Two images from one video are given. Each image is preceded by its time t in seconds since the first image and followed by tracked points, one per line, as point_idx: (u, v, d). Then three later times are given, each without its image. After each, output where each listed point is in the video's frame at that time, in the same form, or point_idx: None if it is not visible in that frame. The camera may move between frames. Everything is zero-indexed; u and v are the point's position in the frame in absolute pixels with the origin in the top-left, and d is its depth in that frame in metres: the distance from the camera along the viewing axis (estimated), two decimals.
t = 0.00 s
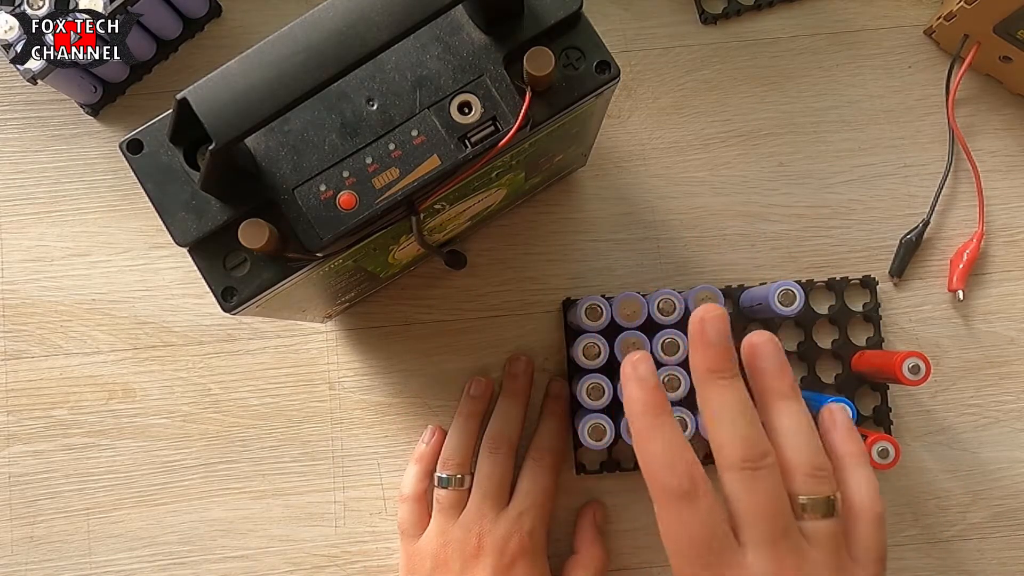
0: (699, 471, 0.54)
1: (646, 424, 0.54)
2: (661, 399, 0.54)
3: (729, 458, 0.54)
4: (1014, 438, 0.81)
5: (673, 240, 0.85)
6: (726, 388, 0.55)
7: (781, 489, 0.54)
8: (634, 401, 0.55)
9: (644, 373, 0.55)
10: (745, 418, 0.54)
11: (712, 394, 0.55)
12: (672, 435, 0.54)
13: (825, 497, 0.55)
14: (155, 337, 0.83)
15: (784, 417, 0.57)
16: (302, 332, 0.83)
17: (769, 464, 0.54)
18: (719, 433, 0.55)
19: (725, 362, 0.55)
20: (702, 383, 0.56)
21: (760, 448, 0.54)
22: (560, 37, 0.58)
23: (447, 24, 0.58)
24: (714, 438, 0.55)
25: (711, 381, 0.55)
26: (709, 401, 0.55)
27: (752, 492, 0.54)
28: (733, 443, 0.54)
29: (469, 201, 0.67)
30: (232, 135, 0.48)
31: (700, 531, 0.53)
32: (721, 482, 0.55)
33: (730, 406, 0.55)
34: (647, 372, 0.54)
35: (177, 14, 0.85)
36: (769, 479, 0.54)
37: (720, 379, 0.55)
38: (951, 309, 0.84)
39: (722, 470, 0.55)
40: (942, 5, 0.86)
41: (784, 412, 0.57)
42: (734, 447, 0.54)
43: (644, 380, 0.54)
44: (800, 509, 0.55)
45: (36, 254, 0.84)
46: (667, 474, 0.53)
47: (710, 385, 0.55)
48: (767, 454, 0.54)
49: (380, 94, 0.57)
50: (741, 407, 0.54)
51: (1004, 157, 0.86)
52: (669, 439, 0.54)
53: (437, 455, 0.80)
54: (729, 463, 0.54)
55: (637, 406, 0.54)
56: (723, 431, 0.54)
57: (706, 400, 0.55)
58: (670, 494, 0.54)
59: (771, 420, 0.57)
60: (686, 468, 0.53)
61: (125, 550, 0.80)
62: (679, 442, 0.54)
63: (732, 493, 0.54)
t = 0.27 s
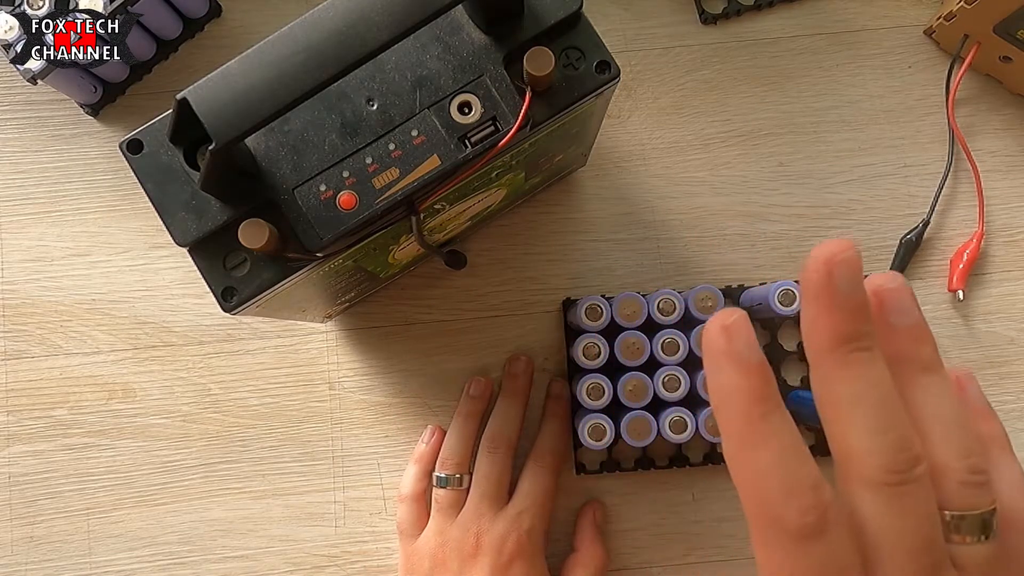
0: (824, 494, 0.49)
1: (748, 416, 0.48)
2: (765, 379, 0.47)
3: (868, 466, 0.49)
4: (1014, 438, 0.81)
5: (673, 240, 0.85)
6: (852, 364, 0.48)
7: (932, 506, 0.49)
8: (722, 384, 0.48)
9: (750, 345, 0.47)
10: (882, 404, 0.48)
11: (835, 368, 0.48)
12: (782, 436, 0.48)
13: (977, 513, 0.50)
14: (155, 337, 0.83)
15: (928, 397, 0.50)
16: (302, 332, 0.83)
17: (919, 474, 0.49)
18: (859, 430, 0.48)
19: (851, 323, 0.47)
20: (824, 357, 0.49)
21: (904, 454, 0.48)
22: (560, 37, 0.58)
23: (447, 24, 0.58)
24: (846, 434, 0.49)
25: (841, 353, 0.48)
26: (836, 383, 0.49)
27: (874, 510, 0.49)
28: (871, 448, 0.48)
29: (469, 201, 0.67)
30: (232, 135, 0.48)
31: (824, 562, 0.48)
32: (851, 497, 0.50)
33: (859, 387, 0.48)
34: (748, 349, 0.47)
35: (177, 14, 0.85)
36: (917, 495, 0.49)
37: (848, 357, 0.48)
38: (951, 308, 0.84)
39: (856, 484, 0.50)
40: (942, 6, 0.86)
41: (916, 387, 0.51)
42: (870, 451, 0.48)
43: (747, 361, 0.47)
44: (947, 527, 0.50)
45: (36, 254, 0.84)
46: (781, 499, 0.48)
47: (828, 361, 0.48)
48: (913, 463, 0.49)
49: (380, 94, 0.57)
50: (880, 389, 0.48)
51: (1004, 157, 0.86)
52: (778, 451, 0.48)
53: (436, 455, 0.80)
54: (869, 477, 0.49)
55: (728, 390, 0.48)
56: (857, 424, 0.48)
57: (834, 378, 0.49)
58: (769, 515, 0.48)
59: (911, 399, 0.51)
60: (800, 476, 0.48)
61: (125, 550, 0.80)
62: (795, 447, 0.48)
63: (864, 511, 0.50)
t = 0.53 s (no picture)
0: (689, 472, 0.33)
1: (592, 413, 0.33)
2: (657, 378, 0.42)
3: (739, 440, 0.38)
4: (1014, 438, 0.81)
5: (673, 240, 0.85)
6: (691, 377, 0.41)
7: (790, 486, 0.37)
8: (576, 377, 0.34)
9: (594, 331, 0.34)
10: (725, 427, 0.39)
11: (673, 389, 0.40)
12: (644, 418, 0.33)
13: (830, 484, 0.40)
14: (155, 337, 0.83)
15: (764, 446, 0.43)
16: (302, 332, 0.83)
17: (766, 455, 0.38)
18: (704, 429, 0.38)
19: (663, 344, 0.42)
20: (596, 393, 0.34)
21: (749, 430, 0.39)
22: (560, 37, 0.58)
23: (447, 24, 0.58)
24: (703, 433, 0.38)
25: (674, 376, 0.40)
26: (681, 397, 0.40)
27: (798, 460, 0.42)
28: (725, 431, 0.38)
29: (470, 201, 0.67)
30: (233, 135, 0.48)
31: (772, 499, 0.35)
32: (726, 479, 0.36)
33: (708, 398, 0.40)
34: (587, 336, 0.33)
35: (177, 14, 0.85)
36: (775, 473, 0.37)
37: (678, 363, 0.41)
38: (951, 308, 0.84)
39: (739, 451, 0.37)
40: (942, 5, 0.86)
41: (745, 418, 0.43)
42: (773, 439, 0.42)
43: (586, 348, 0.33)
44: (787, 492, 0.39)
45: (36, 254, 0.84)
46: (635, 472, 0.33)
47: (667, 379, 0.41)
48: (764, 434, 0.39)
49: (380, 94, 0.57)
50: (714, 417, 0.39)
51: (1004, 157, 0.86)
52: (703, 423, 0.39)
53: (436, 455, 0.80)
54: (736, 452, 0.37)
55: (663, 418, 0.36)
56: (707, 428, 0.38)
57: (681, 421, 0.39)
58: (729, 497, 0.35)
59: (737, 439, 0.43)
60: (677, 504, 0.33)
61: (125, 550, 0.80)
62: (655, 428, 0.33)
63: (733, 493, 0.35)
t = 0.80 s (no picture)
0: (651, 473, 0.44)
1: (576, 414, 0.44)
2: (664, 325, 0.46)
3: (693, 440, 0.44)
4: (1014, 438, 0.81)
5: (673, 240, 0.85)
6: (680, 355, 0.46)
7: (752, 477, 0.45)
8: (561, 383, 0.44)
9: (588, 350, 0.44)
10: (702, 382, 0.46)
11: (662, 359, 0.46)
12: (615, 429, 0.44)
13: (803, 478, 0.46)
14: (155, 337, 0.83)
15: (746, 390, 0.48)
16: (302, 332, 0.83)
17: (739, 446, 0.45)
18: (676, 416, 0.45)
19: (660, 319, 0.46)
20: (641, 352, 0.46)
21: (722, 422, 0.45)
22: (560, 37, 0.58)
23: (447, 24, 0.58)
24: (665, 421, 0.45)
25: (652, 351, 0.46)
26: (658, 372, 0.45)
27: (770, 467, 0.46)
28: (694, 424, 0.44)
29: (470, 201, 0.67)
30: (233, 135, 0.48)
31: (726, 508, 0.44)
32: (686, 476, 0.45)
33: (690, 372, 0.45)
34: (579, 352, 0.44)
35: (177, 14, 0.85)
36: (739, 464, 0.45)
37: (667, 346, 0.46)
38: (951, 308, 0.84)
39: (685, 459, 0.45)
40: (942, 5, 0.86)
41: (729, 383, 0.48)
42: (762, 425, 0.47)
43: (575, 361, 0.44)
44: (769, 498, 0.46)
45: (36, 254, 0.84)
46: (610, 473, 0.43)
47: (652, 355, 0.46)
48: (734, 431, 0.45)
49: (380, 94, 0.57)
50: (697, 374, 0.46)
51: (1004, 157, 0.86)
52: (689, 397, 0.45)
53: (436, 455, 0.80)
54: (693, 449, 0.45)
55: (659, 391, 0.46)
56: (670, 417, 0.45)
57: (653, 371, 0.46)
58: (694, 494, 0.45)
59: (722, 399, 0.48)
60: (666, 529, 0.44)
61: (125, 551, 0.80)
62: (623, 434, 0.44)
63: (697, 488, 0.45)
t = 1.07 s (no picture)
0: (651, 497, 0.49)
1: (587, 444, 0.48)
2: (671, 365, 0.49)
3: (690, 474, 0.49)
4: (1014, 438, 0.81)
5: (673, 240, 0.85)
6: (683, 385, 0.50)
7: (738, 509, 0.50)
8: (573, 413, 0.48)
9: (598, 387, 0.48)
10: (700, 419, 0.49)
11: (667, 389, 0.49)
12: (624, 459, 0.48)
13: (790, 514, 0.51)
14: (155, 337, 0.83)
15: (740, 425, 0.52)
16: (302, 332, 0.83)
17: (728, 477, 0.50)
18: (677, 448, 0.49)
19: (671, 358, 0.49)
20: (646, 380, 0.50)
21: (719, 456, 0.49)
22: (560, 37, 0.58)
23: (447, 24, 0.58)
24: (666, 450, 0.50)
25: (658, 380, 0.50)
26: (664, 403, 0.49)
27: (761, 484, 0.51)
28: (691, 458, 0.49)
29: (470, 201, 0.67)
30: (232, 135, 0.48)
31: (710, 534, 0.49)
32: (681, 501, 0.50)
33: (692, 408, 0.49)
34: (589, 382, 0.47)
35: (177, 14, 0.85)
36: (729, 497, 0.49)
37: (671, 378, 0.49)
38: (951, 308, 0.84)
39: (682, 486, 0.50)
40: (942, 5, 0.86)
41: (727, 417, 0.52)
42: (756, 459, 0.51)
43: (587, 392, 0.48)
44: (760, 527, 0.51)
45: (36, 254, 0.84)
46: (615, 498, 0.48)
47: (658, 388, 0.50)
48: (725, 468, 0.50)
49: (380, 94, 0.57)
50: (697, 409, 0.49)
51: (1004, 157, 0.86)
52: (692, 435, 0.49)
53: (437, 455, 0.80)
54: (688, 478, 0.49)
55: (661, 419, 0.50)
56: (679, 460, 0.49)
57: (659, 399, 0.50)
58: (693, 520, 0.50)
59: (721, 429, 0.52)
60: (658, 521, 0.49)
61: (125, 551, 0.80)
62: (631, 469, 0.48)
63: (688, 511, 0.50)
